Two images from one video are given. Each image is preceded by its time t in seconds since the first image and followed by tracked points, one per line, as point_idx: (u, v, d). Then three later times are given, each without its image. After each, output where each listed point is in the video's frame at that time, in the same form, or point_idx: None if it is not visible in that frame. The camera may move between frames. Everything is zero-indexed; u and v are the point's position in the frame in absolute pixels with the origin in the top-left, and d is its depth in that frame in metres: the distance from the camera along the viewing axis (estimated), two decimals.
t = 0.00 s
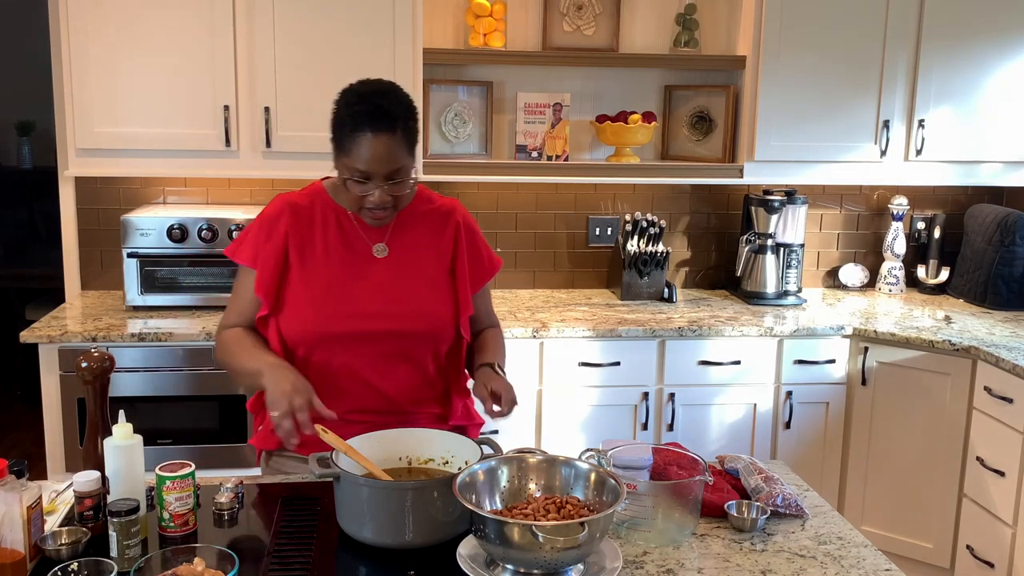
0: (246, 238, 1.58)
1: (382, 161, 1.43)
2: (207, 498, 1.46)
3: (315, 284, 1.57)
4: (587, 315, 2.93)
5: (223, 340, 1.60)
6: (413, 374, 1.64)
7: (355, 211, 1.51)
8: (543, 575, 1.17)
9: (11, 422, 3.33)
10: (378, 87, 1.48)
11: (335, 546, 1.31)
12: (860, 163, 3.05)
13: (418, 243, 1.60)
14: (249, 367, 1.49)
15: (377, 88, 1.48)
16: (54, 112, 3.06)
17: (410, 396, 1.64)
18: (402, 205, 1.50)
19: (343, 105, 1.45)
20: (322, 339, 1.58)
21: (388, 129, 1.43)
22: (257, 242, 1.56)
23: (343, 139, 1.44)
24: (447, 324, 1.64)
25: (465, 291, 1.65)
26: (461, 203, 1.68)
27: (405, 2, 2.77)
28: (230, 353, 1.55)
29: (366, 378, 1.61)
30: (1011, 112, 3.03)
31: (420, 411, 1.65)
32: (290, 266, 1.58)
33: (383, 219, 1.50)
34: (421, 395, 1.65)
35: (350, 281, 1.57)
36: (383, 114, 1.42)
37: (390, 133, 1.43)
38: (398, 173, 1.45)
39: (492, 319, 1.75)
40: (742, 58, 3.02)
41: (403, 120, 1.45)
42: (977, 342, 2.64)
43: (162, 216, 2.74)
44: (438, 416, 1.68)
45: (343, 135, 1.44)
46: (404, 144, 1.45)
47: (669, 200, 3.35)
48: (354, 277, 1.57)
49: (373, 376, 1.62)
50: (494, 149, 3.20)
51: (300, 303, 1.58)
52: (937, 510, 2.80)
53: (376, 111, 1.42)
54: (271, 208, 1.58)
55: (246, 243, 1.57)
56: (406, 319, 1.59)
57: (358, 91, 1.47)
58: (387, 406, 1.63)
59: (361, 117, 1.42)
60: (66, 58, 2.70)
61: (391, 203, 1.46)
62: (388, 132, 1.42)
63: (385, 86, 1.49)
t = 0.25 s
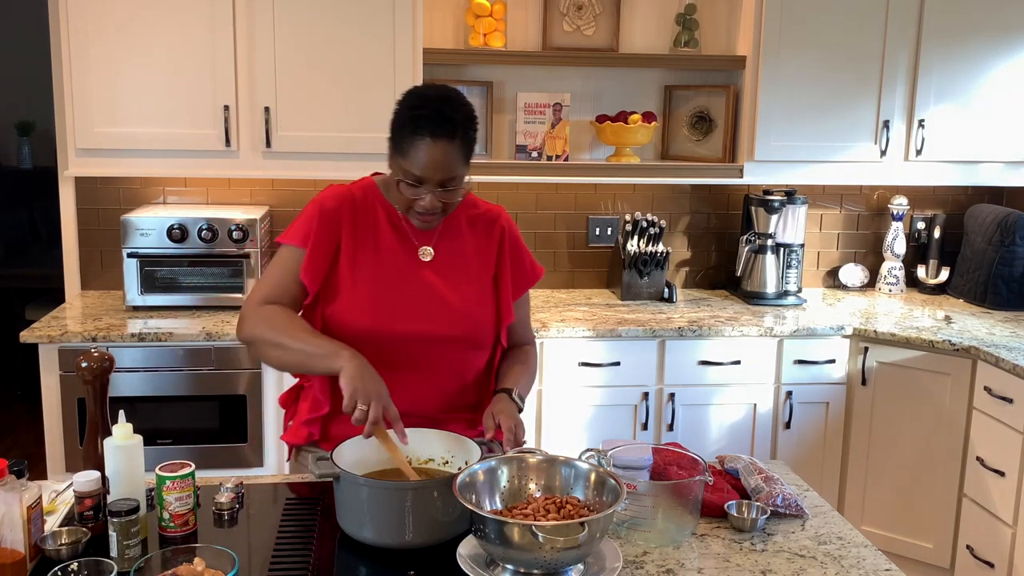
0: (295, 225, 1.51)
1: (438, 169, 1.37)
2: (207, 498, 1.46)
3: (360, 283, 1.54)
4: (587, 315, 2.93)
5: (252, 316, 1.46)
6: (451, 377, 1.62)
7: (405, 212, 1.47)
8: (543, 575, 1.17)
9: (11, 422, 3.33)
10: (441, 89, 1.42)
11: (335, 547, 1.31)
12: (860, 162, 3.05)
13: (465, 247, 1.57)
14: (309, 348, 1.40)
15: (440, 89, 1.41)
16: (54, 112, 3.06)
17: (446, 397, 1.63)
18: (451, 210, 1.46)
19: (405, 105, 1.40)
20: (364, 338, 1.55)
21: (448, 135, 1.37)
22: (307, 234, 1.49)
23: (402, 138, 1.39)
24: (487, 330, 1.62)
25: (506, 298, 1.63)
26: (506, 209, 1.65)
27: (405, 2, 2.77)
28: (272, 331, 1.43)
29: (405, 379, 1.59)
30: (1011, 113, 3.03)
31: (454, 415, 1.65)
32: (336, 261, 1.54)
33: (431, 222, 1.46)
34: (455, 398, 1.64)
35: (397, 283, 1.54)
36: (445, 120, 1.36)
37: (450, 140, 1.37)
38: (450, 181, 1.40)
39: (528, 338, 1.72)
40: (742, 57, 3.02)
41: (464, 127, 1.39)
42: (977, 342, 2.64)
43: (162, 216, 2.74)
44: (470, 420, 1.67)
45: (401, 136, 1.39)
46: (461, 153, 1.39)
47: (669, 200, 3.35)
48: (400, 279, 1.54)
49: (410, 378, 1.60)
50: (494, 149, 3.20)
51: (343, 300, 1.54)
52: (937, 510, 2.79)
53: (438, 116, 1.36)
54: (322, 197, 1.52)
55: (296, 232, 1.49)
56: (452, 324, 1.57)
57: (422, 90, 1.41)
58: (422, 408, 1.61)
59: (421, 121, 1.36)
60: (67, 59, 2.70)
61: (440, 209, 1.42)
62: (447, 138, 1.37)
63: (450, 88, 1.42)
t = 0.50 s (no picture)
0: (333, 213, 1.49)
1: (477, 180, 1.36)
2: (207, 498, 1.46)
3: (390, 282, 1.51)
4: (587, 315, 2.93)
5: (265, 271, 1.38)
6: (476, 383, 1.59)
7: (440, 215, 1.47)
8: (543, 575, 1.17)
9: (11, 422, 3.33)
10: (489, 97, 1.39)
11: (335, 547, 1.31)
12: (861, 163, 3.05)
13: (498, 254, 1.56)
14: (314, 325, 1.33)
15: (487, 98, 1.39)
16: (54, 112, 3.06)
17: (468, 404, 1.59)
18: (486, 218, 1.45)
19: (452, 110, 1.37)
20: (390, 338, 1.52)
21: (491, 147, 1.34)
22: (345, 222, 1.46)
23: (445, 143, 1.37)
24: (513, 340, 1.60)
25: (534, 311, 1.62)
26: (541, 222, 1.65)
27: (404, 2, 2.77)
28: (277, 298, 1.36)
29: (429, 382, 1.56)
30: (1011, 113, 3.03)
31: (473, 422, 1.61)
32: (369, 256, 1.52)
33: (465, 229, 1.45)
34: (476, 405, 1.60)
35: (430, 283, 1.52)
36: (489, 132, 1.34)
37: (492, 153, 1.35)
38: (488, 193, 1.38)
39: (555, 350, 1.70)
40: (742, 58, 3.02)
41: (508, 140, 1.36)
42: (977, 342, 2.64)
43: (162, 216, 2.74)
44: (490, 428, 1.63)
45: (444, 142, 1.37)
46: (501, 166, 1.37)
47: (669, 200, 3.35)
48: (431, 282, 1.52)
49: (434, 383, 1.56)
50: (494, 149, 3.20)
51: (373, 298, 1.51)
52: (937, 510, 2.79)
53: (483, 128, 1.34)
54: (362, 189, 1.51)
55: (333, 216, 1.46)
56: (482, 328, 1.55)
57: (471, 97, 1.38)
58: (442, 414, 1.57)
59: (467, 131, 1.34)
60: (66, 59, 2.70)
61: (474, 218, 1.41)
62: (490, 150, 1.34)
63: (499, 97, 1.39)
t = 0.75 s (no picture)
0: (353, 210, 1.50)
1: (495, 191, 1.35)
2: (207, 498, 1.46)
3: (405, 283, 1.51)
4: (587, 315, 2.93)
5: (265, 253, 1.40)
6: (486, 388, 1.58)
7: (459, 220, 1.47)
8: (542, 575, 1.17)
9: (11, 422, 3.33)
10: (515, 106, 1.38)
11: (335, 547, 1.31)
12: (861, 162, 3.05)
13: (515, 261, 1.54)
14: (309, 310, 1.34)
15: (513, 108, 1.38)
16: (54, 112, 3.06)
17: (477, 409, 1.59)
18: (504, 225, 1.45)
19: (476, 119, 1.37)
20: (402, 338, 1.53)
21: (512, 159, 1.34)
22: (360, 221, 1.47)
23: (468, 151, 1.36)
24: (526, 347, 1.59)
25: (550, 319, 1.60)
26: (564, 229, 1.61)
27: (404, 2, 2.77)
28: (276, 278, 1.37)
29: (439, 384, 1.56)
30: (1011, 113, 3.03)
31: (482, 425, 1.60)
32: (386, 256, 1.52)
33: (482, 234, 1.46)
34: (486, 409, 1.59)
35: (442, 287, 1.51)
36: (512, 145, 1.33)
37: (512, 165, 1.34)
38: (505, 202, 1.39)
39: (571, 360, 1.67)
40: (742, 58, 3.02)
41: (530, 153, 1.35)
42: (977, 342, 2.64)
43: (162, 216, 2.74)
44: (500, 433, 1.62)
45: (466, 151, 1.36)
46: (522, 178, 1.36)
47: (669, 200, 3.35)
48: (445, 285, 1.51)
49: (444, 385, 1.56)
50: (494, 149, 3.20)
51: (387, 298, 1.51)
52: (937, 510, 2.79)
53: (505, 140, 1.33)
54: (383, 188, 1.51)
55: (347, 213, 1.47)
56: (493, 334, 1.54)
57: (497, 105, 1.37)
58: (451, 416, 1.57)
59: (488, 141, 1.33)
60: (66, 59, 2.70)
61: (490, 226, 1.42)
62: (510, 161, 1.33)
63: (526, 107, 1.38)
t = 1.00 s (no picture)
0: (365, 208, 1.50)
1: (504, 195, 1.35)
2: (207, 498, 1.46)
3: (414, 283, 1.51)
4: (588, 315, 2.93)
5: (274, 245, 1.41)
6: (491, 390, 1.58)
7: (468, 223, 1.47)
8: (543, 575, 1.17)
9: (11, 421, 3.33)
10: (527, 111, 1.38)
11: (335, 547, 1.31)
12: (860, 163, 3.05)
13: (525, 263, 1.53)
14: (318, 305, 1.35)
15: (525, 112, 1.38)
16: (54, 112, 3.06)
17: (481, 410, 1.59)
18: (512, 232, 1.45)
19: (487, 123, 1.37)
20: (409, 338, 1.53)
21: (522, 163, 1.34)
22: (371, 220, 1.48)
23: (478, 155, 1.36)
24: (533, 350, 1.58)
25: (558, 323, 1.59)
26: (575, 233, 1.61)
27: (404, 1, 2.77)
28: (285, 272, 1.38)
29: (444, 384, 1.56)
30: (1011, 113, 3.03)
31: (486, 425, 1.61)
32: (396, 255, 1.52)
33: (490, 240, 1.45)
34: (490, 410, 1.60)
35: (450, 289, 1.51)
36: (522, 149, 1.33)
37: (522, 169, 1.34)
38: (515, 207, 1.38)
39: (578, 365, 1.66)
40: (742, 58, 3.02)
41: (541, 158, 1.35)
42: (977, 342, 2.64)
43: (162, 216, 2.74)
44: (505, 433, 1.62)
45: (477, 155, 1.37)
46: (531, 183, 1.36)
47: (669, 200, 3.35)
48: (454, 286, 1.51)
49: (450, 385, 1.56)
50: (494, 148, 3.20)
51: (396, 297, 1.51)
52: (937, 510, 2.79)
53: (516, 143, 1.33)
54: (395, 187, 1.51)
55: (358, 212, 1.48)
56: (500, 336, 1.53)
57: (509, 110, 1.38)
58: (455, 415, 1.57)
59: (498, 146, 1.33)
60: (66, 59, 2.70)
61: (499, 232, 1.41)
62: (520, 166, 1.34)
63: (538, 113, 1.38)
